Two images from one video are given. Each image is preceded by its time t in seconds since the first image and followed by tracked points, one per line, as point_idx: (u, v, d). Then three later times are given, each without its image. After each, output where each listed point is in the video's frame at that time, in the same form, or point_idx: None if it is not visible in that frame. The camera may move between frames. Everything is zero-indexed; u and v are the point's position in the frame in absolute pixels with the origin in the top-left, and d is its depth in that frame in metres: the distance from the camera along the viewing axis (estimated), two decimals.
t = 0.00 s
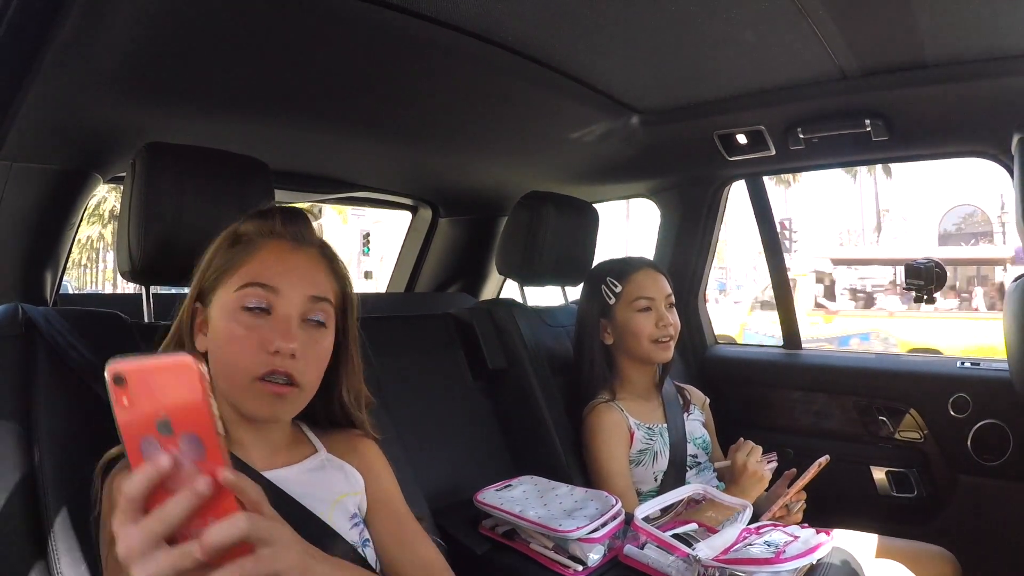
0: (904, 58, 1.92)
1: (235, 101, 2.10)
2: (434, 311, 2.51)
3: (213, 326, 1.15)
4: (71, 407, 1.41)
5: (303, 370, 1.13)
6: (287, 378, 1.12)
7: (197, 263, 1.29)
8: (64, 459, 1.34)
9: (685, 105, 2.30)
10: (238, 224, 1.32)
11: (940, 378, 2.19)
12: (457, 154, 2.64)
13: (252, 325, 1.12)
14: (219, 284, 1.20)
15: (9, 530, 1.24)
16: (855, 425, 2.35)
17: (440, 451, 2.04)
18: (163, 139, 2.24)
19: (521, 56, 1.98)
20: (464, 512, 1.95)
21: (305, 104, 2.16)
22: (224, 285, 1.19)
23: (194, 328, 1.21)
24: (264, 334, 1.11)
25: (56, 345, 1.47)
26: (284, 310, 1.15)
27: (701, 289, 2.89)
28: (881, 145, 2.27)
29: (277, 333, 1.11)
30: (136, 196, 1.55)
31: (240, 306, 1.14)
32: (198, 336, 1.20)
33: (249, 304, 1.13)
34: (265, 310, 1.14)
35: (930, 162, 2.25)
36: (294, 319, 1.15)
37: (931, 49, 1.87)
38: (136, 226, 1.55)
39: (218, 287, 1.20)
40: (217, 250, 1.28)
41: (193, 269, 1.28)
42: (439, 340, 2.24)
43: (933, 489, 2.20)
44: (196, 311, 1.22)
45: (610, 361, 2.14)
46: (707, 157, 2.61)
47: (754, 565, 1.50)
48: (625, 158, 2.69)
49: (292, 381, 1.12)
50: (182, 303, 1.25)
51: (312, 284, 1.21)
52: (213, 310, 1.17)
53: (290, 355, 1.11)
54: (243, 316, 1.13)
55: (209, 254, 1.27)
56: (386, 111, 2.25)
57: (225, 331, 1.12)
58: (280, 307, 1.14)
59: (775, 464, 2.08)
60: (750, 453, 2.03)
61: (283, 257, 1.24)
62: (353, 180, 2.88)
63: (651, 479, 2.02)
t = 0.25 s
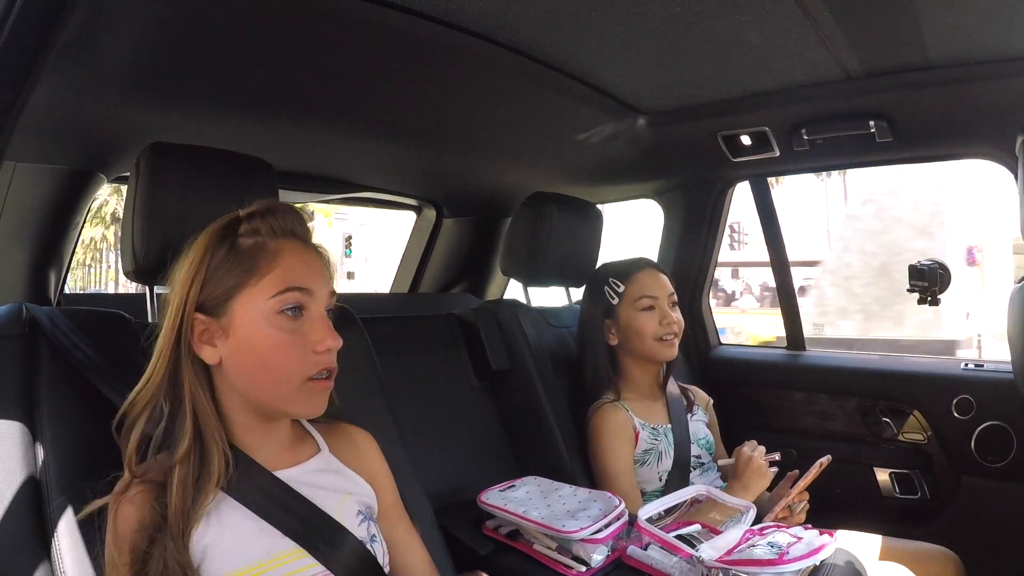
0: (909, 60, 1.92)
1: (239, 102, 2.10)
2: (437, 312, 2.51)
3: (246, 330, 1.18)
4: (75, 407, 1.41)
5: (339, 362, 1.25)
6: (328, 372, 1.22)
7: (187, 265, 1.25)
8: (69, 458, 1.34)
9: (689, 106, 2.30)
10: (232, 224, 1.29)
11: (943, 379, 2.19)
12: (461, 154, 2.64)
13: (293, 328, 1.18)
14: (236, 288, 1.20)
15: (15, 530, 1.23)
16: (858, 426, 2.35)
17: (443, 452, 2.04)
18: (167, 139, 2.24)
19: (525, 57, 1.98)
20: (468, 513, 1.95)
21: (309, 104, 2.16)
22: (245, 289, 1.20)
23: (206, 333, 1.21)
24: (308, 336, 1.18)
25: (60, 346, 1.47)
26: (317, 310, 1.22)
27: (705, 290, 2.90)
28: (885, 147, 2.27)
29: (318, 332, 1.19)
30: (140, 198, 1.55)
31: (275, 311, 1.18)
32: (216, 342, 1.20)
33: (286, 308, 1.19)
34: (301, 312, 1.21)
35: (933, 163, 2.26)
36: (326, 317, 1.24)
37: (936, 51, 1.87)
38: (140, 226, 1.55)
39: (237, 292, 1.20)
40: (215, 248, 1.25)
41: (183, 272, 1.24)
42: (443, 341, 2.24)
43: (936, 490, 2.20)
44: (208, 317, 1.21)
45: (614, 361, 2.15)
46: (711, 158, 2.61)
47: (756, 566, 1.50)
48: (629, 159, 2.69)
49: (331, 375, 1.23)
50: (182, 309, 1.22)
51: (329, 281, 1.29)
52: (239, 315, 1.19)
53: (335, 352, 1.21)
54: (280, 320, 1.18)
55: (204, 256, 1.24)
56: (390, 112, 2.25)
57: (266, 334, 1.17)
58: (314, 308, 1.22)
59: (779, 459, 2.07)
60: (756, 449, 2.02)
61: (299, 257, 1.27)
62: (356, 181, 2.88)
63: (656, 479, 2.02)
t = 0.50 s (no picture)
0: (913, 58, 1.92)
1: (244, 99, 2.10)
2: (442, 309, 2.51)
3: (291, 323, 1.22)
4: (81, 404, 1.41)
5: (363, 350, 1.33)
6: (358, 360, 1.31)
7: (219, 263, 1.25)
8: (75, 452, 1.34)
9: (694, 104, 2.30)
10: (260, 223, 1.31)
11: (947, 378, 2.19)
12: (466, 152, 2.64)
13: (334, 321, 1.25)
14: (276, 284, 1.24)
15: (19, 528, 1.24)
16: (862, 424, 2.36)
17: (447, 449, 2.04)
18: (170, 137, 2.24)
19: (529, 54, 1.98)
20: (472, 510, 1.95)
21: (313, 101, 2.16)
22: (287, 284, 1.24)
23: (242, 330, 1.23)
24: (346, 328, 1.26)
25: (65, 342, 1.47)
26: (347, 303, 1.30)
27: (709, 288, 2.90)
28: (889, 144, 2.27)
29: (354, 324, 1.27)
30: (144, 195, 1.55)
31: (316, 305, 1.25)
32: (256, 337, 1.23)
33: (325, 302, 1.26)
34: (336, 305, 1.28)
35: (936, 161, 2.25)
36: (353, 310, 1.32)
37: (941, 49, 1.86)
38: (144, 224, 1.55)
39: (278, 287, 1.24)
40: (246, 246, 1.27)
41: (217, 270, 1.24)
42: (448, 338, 2.25)
43: (940, 488, 2.20)
44: (248, 314, 1.23)
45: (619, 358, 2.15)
46: (715, 156, 2.61)
47: (761, 563, 1.48)
48: (633, 157, 2.69)
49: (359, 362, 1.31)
50: (220, 306, 1.22)
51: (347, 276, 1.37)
52: (282, 309, 1.23)
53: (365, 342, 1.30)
54: (321, 313, 1.25)
55: (238, 254, 1.25)
56: (393, 109, 2.25)
57: (310, 326, 1.23)
58: (345, 301, 1.30)
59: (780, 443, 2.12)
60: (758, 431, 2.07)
61: (325, 254, 1.34)
62: (360, 179, 2.89)
63: (663, 474, 2.02)
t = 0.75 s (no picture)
0: (918, 56, 1.92)
1: (249, 95, 2.10)
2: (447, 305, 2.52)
3: (322, 320, 1.23)
4: (85, 399, 1.41)
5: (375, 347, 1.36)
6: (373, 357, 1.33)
7: (248, 258, 1.23)
8: (80, 449, 1.34)
9: (700, 101, 2.31)
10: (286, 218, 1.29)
11: (952, 376, 2.19)
12: (471, 149, 2.65)
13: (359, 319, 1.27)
14: (307, 281, 1.24)
15: (23, 521, 1.24)
16: (867, 422, 2.35)
17: (452, 445, 2.04)
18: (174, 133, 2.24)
19: (535, 51, 1.98)
20: (476, 507, 1.95)
21: (318, 98, 2.16)
22: (316, 281, 1.24)
23: (272, 327, 1.22)
24: (369, 327, 1.28)
25: (70, 336, 1.47)
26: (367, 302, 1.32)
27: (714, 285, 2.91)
28: (895, 142, 2.27)
29: (375, 322, 1.29)
30: (149, 188, 1.55)
31: (343, 304, 1.26)
32: (286, 334, 1.22)
33: (350, 301, 1.27)
34: (359, 304, 1.29)
35: (941, 159, 2.26)
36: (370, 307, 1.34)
37: (946, 47, 1.86)
38: (149, 216, 1.55)
39: (308, 284, 1.24)
40: (274, 241, 1.25)
41: (246, 265, 1.22)
42: (453, 335, 2.25)
43: (944, 486, 2.20)
44: (278, 310, 1.22)
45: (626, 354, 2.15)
46: (720, 153, 2.62)
47: (765, 561, 1.48)
48: (639, 154, 2.69)
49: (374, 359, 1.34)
50: (251, 302, 1.21)
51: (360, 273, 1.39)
52: (313, 306, 1.23)
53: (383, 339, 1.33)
54: (348, 311, 1.26)
55: (267, 250, 1.23)
56: (398, 105, 2.25)
57: (338, 323, 1.24)
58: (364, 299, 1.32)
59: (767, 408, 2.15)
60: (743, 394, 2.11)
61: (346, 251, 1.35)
62: (365, 175, 2.89)
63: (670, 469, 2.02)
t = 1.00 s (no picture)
0: (922, 58, 1.92)
1: (252, 99, 2.10)
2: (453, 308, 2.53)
3: (336, 336, 1.24)
4: (90, 404, 1.41)
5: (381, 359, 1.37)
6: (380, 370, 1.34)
7: (265, 272, 1.22)
8: (86, 455, 1.34)
9: (704, 104, 2.31)
10: (303, 231, 1.28)
11: (957, 377, 2.20)
12: (475, 152, 2.65)
13: (370, 335, 1.28)
14: (323, 297, 1.24)
15: (28, 526, 1.24)
16: (872, 423, 2.36)
17: (457, 448, 2.04)
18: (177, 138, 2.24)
19: (539, 54, 1.98)
20: (481, 511, 1.95)
21: (321, 101, 2.16)
22: (332, 297, 1.25)
23: (286, 341, 1.22)
24: (379, 342, 1.29)
25: (74, 341, 1.46)
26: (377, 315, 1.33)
27: (719, 286, 2.92)
28: (899, 143, 2.27)
29: (385, 337, 1.30)
30: (153, 194, 1.55)
31: (356, 320, 1.27)
32: (299, 349, 1.23)
33: (363, 317, 1.28)
34: (371, 319, 1.30)
35: (947, 160, 2.27)
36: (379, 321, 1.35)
37: (951, 48, 1.86)
38: (153, 222, 1.55)
39: (323, 301, 1.24)
40: (291, 255, 1.24)
41: (263, 279, 1.21)
42: (457, 338, 2.24)
43: (950, 488, 2.20)
44: (293, 326, 1.22)
45: (633, 357, 2.16)
46: (725, 155, 2.62)
47: (772, 563, 1.48)
48: (643, 156, 2.70)
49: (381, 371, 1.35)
50: (267, 318, 1.20)
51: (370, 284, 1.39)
52: (327, 322, 1.23)
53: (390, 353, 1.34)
54: (360, 328, 1.27)
55: (285, 265, 1.23)
56: (401, 109, 2.26)
57: (352, 340, 1.24)
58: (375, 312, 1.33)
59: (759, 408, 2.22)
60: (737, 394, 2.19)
61: (358, 264, 1.35)
62: (369, 179, 2.89)
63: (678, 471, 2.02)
